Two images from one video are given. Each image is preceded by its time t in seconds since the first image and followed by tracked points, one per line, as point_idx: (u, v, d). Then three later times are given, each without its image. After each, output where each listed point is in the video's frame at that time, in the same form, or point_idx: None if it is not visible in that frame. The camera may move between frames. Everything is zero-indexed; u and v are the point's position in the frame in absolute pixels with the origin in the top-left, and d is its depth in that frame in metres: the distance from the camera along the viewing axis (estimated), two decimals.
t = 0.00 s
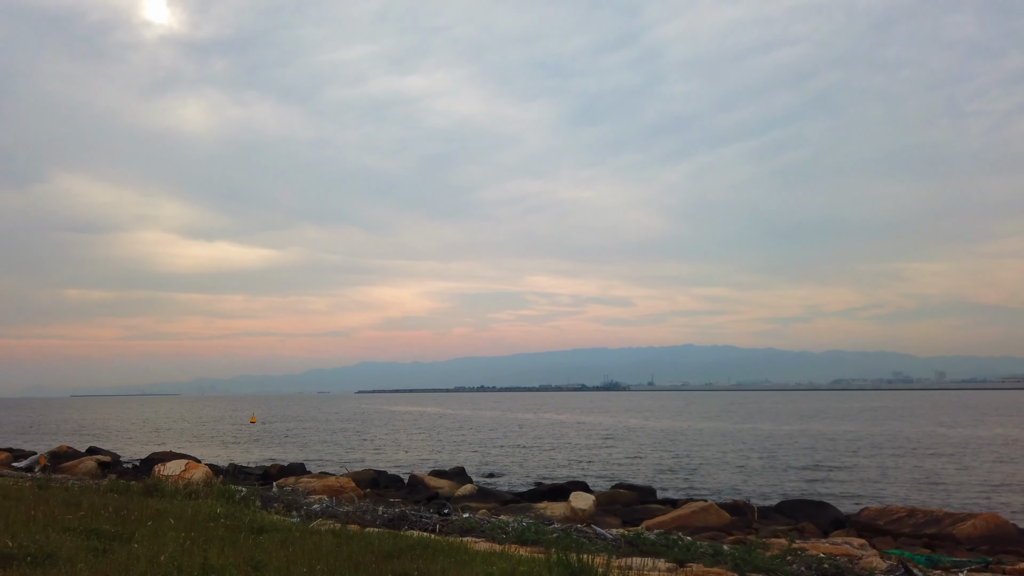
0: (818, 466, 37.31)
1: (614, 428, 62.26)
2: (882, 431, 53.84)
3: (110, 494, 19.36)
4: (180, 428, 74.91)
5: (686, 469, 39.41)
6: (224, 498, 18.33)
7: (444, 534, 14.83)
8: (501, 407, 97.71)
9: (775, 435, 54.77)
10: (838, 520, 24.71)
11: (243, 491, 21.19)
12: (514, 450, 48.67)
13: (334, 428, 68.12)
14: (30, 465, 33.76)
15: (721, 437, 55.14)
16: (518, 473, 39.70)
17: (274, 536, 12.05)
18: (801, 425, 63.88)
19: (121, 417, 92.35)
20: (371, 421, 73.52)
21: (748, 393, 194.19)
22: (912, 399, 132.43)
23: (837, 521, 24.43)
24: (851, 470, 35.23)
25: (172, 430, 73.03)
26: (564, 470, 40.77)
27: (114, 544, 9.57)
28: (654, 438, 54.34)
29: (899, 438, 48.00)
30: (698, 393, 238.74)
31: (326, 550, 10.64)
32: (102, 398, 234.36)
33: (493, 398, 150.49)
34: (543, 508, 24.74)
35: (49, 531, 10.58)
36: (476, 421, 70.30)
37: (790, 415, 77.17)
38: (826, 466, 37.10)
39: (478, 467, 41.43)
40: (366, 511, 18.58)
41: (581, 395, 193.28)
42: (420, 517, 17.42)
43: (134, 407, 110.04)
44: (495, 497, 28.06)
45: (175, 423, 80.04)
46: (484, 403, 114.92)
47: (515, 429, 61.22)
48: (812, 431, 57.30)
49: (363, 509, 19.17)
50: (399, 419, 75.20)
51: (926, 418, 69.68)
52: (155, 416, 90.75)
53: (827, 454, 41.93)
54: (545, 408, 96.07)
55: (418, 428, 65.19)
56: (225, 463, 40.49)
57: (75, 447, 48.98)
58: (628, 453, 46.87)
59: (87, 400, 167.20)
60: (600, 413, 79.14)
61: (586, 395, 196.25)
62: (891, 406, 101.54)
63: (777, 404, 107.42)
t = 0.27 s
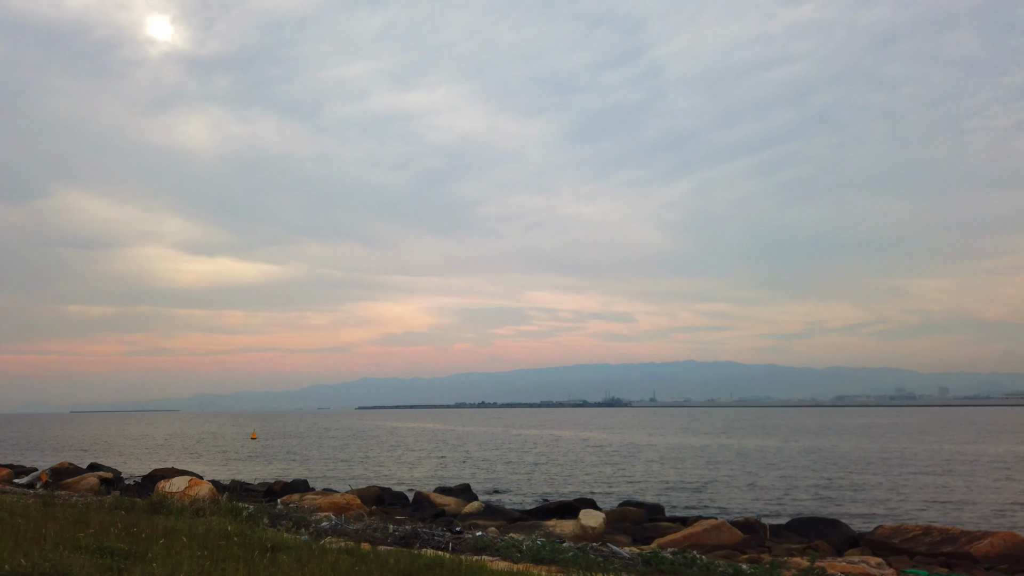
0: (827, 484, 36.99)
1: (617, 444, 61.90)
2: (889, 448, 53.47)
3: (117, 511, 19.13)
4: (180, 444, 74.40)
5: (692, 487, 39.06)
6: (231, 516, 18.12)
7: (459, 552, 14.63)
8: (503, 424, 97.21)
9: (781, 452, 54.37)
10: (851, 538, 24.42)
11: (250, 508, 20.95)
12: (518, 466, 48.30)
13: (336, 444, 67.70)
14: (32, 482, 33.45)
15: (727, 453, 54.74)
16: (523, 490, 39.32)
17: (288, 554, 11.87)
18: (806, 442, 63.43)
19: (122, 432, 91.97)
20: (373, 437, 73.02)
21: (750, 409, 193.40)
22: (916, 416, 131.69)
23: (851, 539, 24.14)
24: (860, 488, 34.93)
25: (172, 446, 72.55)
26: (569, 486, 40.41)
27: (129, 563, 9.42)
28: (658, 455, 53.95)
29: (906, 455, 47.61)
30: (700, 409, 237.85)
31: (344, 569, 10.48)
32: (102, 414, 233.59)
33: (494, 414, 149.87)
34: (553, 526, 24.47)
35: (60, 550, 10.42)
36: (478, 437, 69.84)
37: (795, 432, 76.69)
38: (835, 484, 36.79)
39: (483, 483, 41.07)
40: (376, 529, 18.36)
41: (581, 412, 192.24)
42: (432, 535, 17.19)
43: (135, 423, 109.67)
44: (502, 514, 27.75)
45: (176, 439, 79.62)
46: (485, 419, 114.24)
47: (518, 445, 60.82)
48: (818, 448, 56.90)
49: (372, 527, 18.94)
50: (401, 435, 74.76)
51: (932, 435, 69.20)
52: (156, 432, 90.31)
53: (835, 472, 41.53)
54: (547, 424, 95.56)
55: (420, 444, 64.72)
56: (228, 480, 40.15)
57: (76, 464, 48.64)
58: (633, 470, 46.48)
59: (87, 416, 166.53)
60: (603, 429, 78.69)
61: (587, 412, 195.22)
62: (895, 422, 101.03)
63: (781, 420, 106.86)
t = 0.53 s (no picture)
0: (835, 496, 36.78)
1: (620, 455, 61.73)
2: (893, 459, 53.40)
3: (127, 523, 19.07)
4: (181, 454, 74.11)
5: (700, 498, 38.84)
6: (241, 528, 18.00)
7: (474, 566, 14.51)
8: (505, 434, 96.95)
9: (787, 463, 54.10)
10: (864, 551, 24.25)
11: (259, 519, 20.87)
12: (522, 477, 48.11)
13: (338, 453, 67.53)
14: (36, 494, 33.34)
15: (731, 464, 54.57)
16: (530, 500, 39.19)
17: (306, 568, 11.77)
18: (811, 453, 63.21)
19: (124, 442, 91.79)
20: (376, 448, 72.74)
21: (752, 419, 192.68)
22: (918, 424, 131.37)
23: (863, 552, 23.97)
24: (869, 500, 34.73)
25: (174, 457, 72.27)
26: (575, 497, 40.27)
27: None
28: (664, 466, 53.70)
29: (912, 466, 47.47)
30: (701, 419, 237.00)
31: None
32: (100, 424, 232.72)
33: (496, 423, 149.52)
34: (563, 538, 24.32)
35: (79, 565, 10.36)
36: (481, 448, 69.55)
37: (798, 442, 76.49)
38: (844, 496, 36.59)
39: (488, 494, 40.88)
40: (388, 542, 18.23)
41: (582, 421, 191.56)
42: (445, 548, 17.06)
43: (137, 433, 109.53)
44: (511, 526, 27.57)
45: (177, 449, 79.43)
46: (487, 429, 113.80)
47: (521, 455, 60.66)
48: (824, 459, 56.61)
49: (383, 539, 18.84)
50: (403, 445, 74.63)
51: (936, 445, 69.07)
52: (157, 442, 90.14)
53: (841, 483, 41.39)
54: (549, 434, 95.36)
55: (423, 454, 64.43)
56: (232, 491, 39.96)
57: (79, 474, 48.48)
58: (639, 481, 46.25)
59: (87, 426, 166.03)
60: (605, 439, 78.50)
61: (588, 421, 194.48)
62: (899, 432, 100.71)
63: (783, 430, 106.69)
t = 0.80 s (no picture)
0: (846, 505, 36.56)
1: (626, 463, 61.45)
2: (900, 468, 53.20)
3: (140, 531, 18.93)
4: (184, 463, 73.69)
5: (709, 507, 38.61)
6: (255, 537, 17.87)
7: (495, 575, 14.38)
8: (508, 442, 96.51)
9: (794, 472, 53.80)
10: (879, 560, 24.09)
11: (272, 528, 20.71)
12: (529, 485, 47.84)
13: (342, 462, 67.17)
14: (42, 502, 33.16)
15: (737, 473, 54.31)
16: (538, 509, 38.98)
17: None
18: (817, 462, 62.93)
19: (125, 451, 91.37)
20: (379, 456, 72.32)
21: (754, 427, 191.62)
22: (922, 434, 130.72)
23: (879, 561, 23.81)
24: (880, 509, 34.51)
25: (176, 465, 71.89)
26: (583, 506, 40.02)
27: None
28: (670, 474, 53.41)
29: (922, 475, 47.24)
30: (703, 427, 235.96)
31: None
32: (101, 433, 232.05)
33: (497, 433, 148.95)
34: (575, 547, 24.17)
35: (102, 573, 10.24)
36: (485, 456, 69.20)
37: (803, 451, 76.19)
38: (854, 506, 36.37)
39: (496, 502, 40.64)
40: (403, 551, 18.09)
41: (584, 430, 190.74)
42: (462, 557, 16.91)
43: (138, 442, 109.09)
44: (521, 535, 27.38)
45: (180, 458, 79.07)
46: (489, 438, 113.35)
47: (526, 464, 60.37)
48: (831, 468, 56.29)
49: (398, 548, 18.69)
50: (407, 453, 74.23)
51: (942, 454, 68.76)
52: (159, 451, 89.75)
53: (850, 492, 41.18)
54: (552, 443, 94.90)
55: (427, 462, 64.07)
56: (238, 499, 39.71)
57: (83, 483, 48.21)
58: (647, 490, 45.96)
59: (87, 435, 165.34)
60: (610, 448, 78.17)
61: (589, 430, 193.69)
62: (903, 441, 100.19)
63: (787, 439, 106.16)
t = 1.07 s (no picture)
0: (860, 515, 36.24)
1: (634, 469, 61.17)
2: (910, 475, 52.94)
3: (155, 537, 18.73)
4: (189, 469, 73.36)
5: (721, 515, 38.33)
6: (272, 544, 17.68)
7: None
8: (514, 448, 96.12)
9: (804, 479, 53.43)
10: (897, 568, 23.90)
11: (287, 534, 20.52)
12: (538, 491, 47.58)
13: (349, 467, 66.89)
14: (53, 508, 33.04)
15: (746, 480, 54.04)
16: (549, 515, 38.76)
17: None
18: (826, 469, 62.60)
19: (131, 457, 91.13)
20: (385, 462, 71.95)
21: (760, 434, 190.54)
22: (929, 441, 130.02)
23: (897, 569, 23.58)
24: (895, 518, 34.22)
25: (182, 471, 71.54)
26: (595, 512, 39.78)
27: None
28: (679, 481, 53.11)
29: (933, 483, 46.87)
30: (708, 434, 234.90)
31: None
32: (105, 439, 232.01)
33: (502, 439, 148.46)
34: (590, 554, 23.96)
35: None
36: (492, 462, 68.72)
37: (811, 457, 75.78)
38: (869, 514, 36.05)
39: (506, 509, 40.42)
40: (421, 557, 17.89)
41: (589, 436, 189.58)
42: (482, 564, 16.73)
43: (144, 448, 108.82)
44: (534, 542, 27.17)
45: (186, 464, 78.83)
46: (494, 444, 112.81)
47: (534, 470, 60.10)
48: (840, 475, 55.91)
49: (417, 555, 18.51)
50: (413, 459, 73.92)
51: (951, 461, 68.36)
52: (165, 457, 89.51)
53: (863, 500, 40.90)
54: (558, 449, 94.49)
55: (435, 468, 63.68)
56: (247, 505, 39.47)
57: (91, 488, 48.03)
58: (657, 497, 45.62)
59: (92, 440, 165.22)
60: (616, 454, 77.80)
61: (594, 436, 192.60)
62: (911, 448, 99.48)
63: (794, 446, 105.47)
